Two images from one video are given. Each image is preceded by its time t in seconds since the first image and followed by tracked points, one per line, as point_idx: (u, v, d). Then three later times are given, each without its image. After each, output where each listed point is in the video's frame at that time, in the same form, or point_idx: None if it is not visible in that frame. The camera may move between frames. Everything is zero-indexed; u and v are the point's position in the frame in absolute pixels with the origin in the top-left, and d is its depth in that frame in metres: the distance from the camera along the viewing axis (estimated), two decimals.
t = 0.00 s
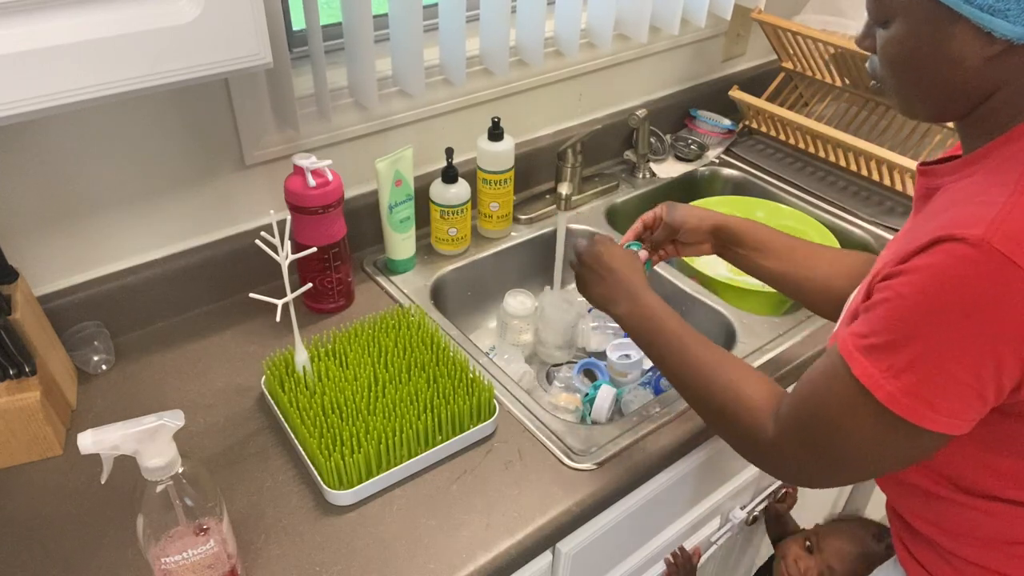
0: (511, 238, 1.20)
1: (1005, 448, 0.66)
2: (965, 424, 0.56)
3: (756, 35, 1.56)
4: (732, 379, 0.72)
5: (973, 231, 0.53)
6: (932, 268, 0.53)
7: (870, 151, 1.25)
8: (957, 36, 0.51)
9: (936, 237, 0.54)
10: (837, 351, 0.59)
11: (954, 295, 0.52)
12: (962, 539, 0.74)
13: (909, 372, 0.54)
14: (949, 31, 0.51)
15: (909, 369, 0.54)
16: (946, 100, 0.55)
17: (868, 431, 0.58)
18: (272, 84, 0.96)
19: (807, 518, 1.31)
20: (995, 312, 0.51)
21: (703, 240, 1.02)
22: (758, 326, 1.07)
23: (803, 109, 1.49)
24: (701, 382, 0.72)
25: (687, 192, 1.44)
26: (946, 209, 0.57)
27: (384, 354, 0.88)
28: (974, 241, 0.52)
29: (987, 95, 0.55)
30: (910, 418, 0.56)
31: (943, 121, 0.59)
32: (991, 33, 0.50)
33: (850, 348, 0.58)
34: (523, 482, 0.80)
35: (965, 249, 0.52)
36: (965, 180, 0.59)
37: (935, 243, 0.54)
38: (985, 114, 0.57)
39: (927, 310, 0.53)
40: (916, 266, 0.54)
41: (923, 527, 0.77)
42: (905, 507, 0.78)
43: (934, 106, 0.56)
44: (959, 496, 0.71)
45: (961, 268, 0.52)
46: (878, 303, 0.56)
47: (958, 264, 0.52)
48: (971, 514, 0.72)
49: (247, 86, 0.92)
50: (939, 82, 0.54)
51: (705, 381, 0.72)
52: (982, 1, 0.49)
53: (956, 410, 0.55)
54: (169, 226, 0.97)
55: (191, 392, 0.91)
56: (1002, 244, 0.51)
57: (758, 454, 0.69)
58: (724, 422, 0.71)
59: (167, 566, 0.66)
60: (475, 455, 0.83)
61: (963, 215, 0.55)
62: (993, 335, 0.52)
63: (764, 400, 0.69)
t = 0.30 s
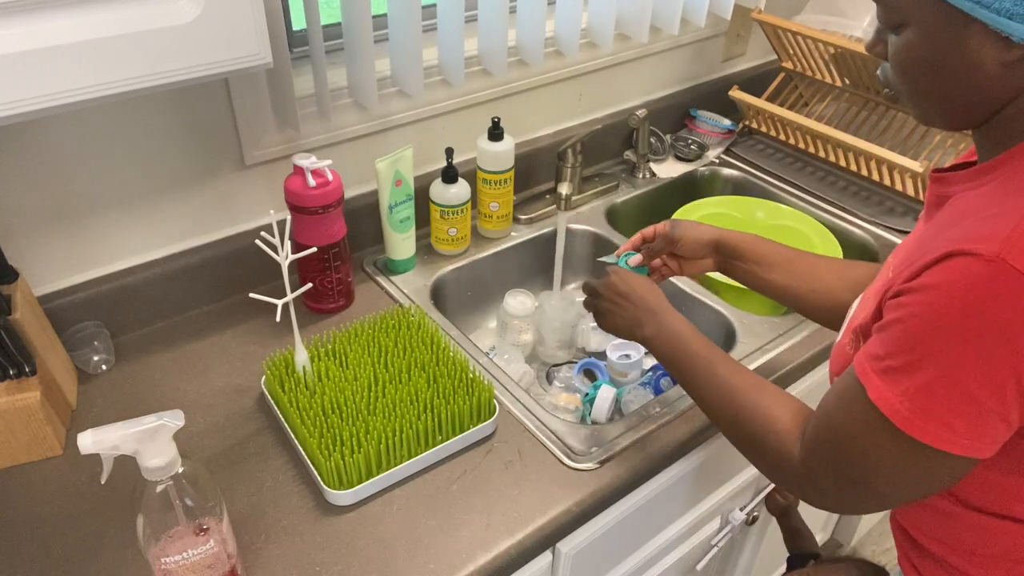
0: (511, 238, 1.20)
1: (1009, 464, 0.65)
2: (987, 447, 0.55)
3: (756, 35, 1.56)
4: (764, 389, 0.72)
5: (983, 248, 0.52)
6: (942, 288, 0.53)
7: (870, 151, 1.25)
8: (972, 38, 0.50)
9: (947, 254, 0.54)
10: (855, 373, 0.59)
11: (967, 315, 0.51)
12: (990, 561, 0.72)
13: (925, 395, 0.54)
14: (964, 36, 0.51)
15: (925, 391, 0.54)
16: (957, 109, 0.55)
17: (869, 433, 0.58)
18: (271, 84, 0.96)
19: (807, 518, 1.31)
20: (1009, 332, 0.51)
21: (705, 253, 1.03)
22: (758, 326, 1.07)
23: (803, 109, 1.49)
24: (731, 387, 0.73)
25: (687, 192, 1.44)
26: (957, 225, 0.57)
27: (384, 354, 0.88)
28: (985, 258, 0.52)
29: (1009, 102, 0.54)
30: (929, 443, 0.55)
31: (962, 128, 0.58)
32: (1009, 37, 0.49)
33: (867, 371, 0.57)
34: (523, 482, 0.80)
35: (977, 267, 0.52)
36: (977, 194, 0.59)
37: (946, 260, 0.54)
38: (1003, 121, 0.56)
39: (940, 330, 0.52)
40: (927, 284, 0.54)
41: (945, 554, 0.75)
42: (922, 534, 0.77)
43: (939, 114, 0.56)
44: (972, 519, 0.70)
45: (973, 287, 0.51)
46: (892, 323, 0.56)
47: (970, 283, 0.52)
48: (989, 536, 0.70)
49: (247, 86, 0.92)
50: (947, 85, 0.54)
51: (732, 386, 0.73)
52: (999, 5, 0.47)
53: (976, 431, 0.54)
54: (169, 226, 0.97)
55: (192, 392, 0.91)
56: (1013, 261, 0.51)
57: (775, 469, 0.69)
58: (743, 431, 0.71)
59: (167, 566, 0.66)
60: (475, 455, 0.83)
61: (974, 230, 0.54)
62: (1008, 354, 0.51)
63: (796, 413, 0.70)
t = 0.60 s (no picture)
0: (511, 238, 1.20)
1: (997, 482, 0.64)
2: (969, 462, 0.55)
3: (756, 35, 1.56)
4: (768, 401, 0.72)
5: (963, 259, 0.52)
6: (921, 299, 0.53)
7: (870, 151, 1.25)
8: (956, 52, 0.50)
9: (926, 266, 0.54)
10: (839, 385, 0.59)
11: (945, 328, 0.51)
12: None
13: (905, 409, 0.54)
14: (948, 50, 0.50)
15: (905, 405, 0.54)
16: (952, 120, 0.55)
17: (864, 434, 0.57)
18: (271, 84, 0.96)
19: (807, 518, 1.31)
20: (986, 344, 0.51)
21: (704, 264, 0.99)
22: (758, 326, 1.07)
23: (803, 109, 1.49)
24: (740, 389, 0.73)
25: (687, 192, 1.44)
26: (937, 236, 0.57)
27: (384, 354, 0.88)
28: (964, 270, 0.52)
29: (992, 114, 0.54)
30: (911, 457, 0.55)
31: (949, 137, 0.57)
32: (993, 51, 0.48)
33: (851, 384, 0.57)
34: (523, 482, 0.80)
35: (954, 280, 0.52)
36: (962, 202, 0.58)
37: (924, 273, 0.54)
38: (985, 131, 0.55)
39: (918, 344, 0.52)
40: (905, 297, 0.54)
41: None
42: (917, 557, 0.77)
43: (936, 119, 0.56)
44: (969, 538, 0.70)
45: (950, 300, 0.51)
46: (873, 336, 0.56)
47: (949, 295, 0.52)
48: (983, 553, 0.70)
49: (246, 86, 0.92)
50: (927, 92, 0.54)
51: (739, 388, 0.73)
52: (982, 18, 0.47)
53: (958, 447, 0.54)
54: (169, 226, 0.97)
55: (192, 392, 0.91)
56: (992, 273, 0.51)
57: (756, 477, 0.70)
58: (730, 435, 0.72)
59: (167, 566, 0.66)
60: (475, 455, 0.83)
61: (954, 242, 0.54)
62: (988, 368, 0.51)
63: (791, 433, 0.69)
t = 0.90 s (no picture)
0: (511, 238, 1.20)
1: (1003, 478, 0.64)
2: (966, 443, 0.55)
3: (756, 35, 1.56)
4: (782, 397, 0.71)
5: (959, 242, 0.52)
6: (917, 281, 0.53)
7: (870, 151, 1.25)
8: (946, 56, 0.50)
9: (922, 250, 0.54)
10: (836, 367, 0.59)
11: (940, 309, 0.51)
12: None
13: (901, 390, 0.54)
14: (942, 51, 0.51)
15: (899, 385, 0.54)
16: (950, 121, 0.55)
17: (860, 432, 0.57)
18: (271, 84, 0.96)
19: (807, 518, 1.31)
20: (981, 325, 0.50)
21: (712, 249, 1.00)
22: (758, 326, 1.06)
23: (803, 110, 1.49)
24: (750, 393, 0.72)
25: (687, 192, 1.44)
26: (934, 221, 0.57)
27: (384, 354, 0.88)
28: (961, 252, 0.51)
29: (990, 106, 0.53)
30: (906, 436, 0.55)
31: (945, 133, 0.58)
32: (988, 49, 0.48)
33: (848, 366, 0.57)
34: (523, 483, 0.80)
35: (949, 262, 0.52)
36: (961, 188, 0.58)
37: (920, 256, 0.54)
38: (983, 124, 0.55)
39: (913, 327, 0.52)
40: (900, 280, 0.54)
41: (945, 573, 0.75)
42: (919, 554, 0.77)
43: (935, 120, 0.56)
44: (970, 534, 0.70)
45: (944, 281, 0.51)
46: (869, 320, 0.56)
47: (944, 277, 0.51)
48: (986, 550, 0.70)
49: (247, 86, 0.92)
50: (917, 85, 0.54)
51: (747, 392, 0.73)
52: (974, 19, 0.47)
53: (954, 427, 0.54)
54: (168, 226, 0.97)
55: (192, 392, 0.91)
56: (988, 255, 0.51)
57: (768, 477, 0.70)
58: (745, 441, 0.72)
59: (167, 566, 0.66)
60: (475, 455, 0.83)
61: (950, 225, 0.54)
62: (982, 350, 0.51)
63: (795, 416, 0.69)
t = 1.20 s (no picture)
0: (511, 238, 1.20)
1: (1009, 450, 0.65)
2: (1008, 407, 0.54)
3: (756, 35, 1.56)
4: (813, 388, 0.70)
5: (989, 213, 0.52)
6: (952, 254, 0.52)
7: (870, 151, 1.25)
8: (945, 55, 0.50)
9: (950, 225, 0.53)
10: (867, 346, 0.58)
11: (980, 277, 0.51)
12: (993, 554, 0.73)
13: (944, 363, 0.53)
14: (940, 46, 0.51)
15: (941, 358, 0.53)
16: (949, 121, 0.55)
17: (880, 411, 0.57)
18: (271, 84, 0.96)
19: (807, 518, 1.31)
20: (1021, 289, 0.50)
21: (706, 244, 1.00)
22: (758, 325, 1.07)
23: (803, 110, 1.49)
24: (761, 374, 0.72)
25: (687, 192, 1.44)
26: (953, 193, 0.56)
27: (384, 354, 0.88)
28: (993, 221, 0.51)
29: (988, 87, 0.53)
30: (950, 406, 0.54)
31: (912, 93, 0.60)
32: (983, 40, 0.49)
33: (880, 343, 0.56)
34: (523, 482, 0.80)
35: (984, 232, 0.51)
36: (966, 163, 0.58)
37: (949, 232, 0.53)
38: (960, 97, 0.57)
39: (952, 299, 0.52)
40: (931, 256, 0.53)
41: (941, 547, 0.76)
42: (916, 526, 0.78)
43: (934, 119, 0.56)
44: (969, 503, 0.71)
45: (981, 250, 0.51)
46: (900, 297, 0.55)
47: (980, 246, 0.51)
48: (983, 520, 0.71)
49: (246, 85, 0.92)
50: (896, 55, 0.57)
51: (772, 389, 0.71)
52: (971, 13, 0.48)
53: (997, 393, 0.53)
54: (168, 226, 0.97)
55: (192, 391, 0.91)
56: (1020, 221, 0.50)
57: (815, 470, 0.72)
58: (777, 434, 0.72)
59: (167, 566, 0.66)
60: (474, 455, 0.83)
61: (975, 198, 0.54)
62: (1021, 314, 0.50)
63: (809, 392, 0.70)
